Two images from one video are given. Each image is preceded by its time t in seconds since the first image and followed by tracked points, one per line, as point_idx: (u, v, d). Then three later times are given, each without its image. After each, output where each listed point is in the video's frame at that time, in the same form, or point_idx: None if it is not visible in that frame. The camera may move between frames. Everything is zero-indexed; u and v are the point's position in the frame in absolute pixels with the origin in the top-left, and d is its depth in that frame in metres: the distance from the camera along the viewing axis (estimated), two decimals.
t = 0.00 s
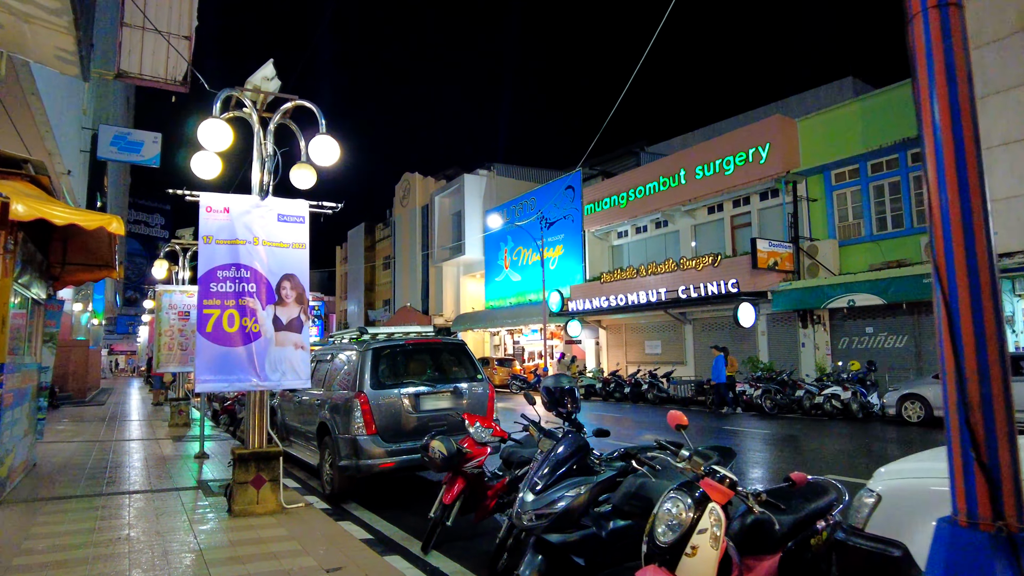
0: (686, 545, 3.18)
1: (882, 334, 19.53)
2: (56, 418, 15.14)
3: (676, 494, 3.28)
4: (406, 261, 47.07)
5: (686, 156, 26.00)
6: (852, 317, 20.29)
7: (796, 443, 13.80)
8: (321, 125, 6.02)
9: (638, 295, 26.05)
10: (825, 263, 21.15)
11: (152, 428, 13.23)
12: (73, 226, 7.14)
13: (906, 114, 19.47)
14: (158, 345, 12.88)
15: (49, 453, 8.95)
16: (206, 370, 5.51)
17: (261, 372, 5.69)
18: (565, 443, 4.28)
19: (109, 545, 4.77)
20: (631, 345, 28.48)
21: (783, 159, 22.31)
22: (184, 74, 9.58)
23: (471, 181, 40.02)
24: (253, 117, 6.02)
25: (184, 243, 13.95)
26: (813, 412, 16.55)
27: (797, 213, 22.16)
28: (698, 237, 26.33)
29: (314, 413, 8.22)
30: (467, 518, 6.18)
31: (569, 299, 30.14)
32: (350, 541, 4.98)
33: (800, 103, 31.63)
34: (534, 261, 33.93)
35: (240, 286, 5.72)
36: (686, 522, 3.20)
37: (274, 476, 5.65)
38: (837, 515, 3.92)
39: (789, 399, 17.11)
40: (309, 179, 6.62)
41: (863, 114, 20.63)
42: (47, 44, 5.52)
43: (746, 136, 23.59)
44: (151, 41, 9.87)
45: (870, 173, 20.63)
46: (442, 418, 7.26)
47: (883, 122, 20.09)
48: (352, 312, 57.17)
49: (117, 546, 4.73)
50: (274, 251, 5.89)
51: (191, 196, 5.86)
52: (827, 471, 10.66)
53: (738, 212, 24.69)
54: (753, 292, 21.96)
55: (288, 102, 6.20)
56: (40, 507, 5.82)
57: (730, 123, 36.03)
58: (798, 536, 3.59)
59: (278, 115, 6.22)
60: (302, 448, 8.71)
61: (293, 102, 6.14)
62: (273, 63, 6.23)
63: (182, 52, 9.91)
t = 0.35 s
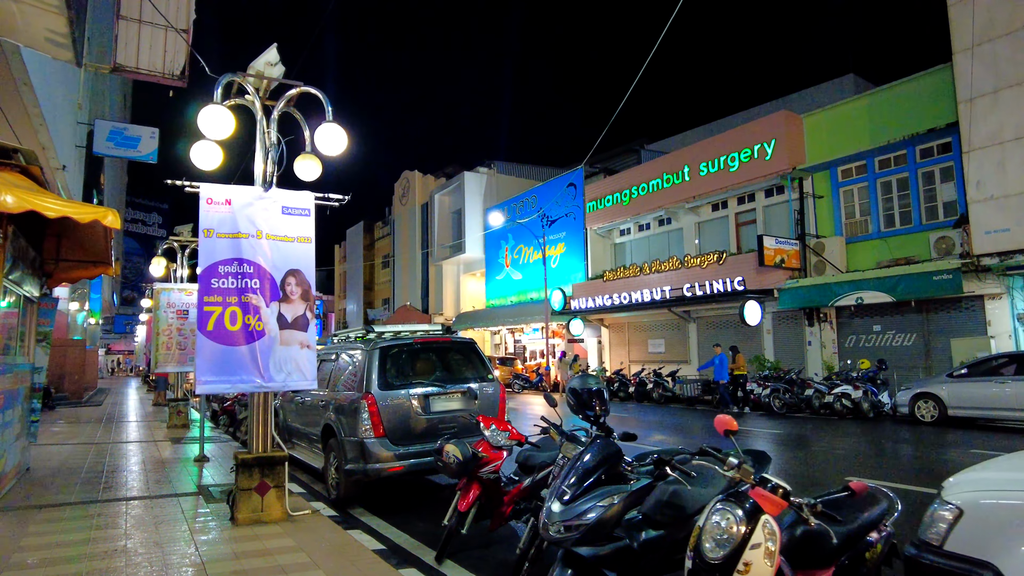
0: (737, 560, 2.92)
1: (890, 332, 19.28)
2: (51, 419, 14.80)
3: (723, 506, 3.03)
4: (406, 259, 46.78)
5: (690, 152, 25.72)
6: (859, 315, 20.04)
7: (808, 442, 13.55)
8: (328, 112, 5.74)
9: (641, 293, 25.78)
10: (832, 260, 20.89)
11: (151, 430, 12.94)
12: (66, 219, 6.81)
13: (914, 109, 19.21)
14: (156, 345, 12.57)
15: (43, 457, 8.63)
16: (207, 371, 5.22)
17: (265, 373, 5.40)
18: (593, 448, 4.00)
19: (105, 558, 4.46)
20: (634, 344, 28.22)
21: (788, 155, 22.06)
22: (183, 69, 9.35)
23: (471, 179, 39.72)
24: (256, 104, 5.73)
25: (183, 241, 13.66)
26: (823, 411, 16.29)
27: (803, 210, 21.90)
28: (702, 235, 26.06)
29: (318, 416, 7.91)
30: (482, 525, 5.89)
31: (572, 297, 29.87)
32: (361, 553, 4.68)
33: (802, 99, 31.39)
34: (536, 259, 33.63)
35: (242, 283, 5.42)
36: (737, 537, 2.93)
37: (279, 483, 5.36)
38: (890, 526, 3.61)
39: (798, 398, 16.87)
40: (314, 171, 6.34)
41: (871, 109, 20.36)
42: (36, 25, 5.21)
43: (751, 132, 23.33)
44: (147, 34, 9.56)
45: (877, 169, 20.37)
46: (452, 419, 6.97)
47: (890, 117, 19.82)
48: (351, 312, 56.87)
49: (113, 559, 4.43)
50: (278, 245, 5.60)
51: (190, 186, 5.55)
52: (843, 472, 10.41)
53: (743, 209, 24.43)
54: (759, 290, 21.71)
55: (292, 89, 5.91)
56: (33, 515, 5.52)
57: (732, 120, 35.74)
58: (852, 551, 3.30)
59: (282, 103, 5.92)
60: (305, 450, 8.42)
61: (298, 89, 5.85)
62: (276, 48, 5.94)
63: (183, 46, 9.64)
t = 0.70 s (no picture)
0: None
1: (899, 331, 19.03)
2: (50, 420, 14.52)
3: (783, 518, 2.78)
4: (407, 259, 46.51)
5: (695, 150, 25.48)
6: (868, 314, 19.79)
7: (821, 442, 13.29)
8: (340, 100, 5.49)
9: (646, 293, 25.53)
10: (840, 259, 20.64)
11: (151, 431, 12.67)
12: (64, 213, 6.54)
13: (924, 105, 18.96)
14: (157, 344, 12.29)
15: (42, 460, 8.35)
16: (214, 371, 4.95)
17: (274, 373, 5.13)
18: (629, 453, 3.75)
19: (107, 570, 4.18)
20: (639, 344, 27.96)
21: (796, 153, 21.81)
22: (183, 64, 9.16)
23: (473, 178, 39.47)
24: (264, 91, 5.47)
25: (184, 238, 13.40)
26: (835, 412, 16.04)
27: (812, 208, 21.65)
28: (708, 234, 25.81)
29: (325, 417, 7.64)
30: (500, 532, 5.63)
31: (576, 297, 29.63)
32: (378, 564, 4.41)
33: (806, 98, 31.17)
34: (539, 258, 33.37)
35: (251, 278, 5.15)
36: (800, 552, 2.69)
37: (289, 488, 5.10)
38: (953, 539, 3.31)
39: (809, 398, 16.63)
40: (324, 162, 6.08)
41: (880, 106, 20.12)
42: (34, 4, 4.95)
43: (759, 129, 23.08)
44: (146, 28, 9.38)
45: (887, 166, 20.13)
46: (466, 420, 6.72)
47: (900, 113, 19.56)
48: (352, 312, 56.59)
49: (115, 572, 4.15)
50: (288, 240, 5.34)
51: (195, 177, 5.29)
52: (861, 474, 10.16)
53: (749, 208, 24.20)
54: (767, 289, 21.47)
55: (302, 75, 5.65)
56: (30, 523, 5.24)
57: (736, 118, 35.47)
58: (917, 566, 3.03)
59: (292, 90, 5.66)
60: (312, 453, 8.16)
61: (309, 76, 5.59)
62: (286, 33, 5.68)
63: (182, 41, 9.46)
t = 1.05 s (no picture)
0: None
1: (906, 331, 18.84)
2: (46, 422, 14.26)
3: (844, 529, 2.60)
4: (407, 258, 46.26)
5: (699, 148, 25.27)
6: (874, 314, 19.59)
7: (831, 442, 13.09)
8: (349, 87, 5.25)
9: (649, 292, 25.33)
10: (846, 257, 20.45)
11: (150, 433, 12.42)
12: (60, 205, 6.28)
13: (932, 103, 18.78)
14: (156, 344, 12.07)
15: (38, 463, 8.10)
16: (217, 371, 4.70)
17: (281, 373, 4.89)
18: (663, 455, 3.53)
19: None
20: (641, 344, 27.76)
21: (801, 150, 21.62)
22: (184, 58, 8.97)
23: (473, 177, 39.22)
24: (270, 78, 5.23)
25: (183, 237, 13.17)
26: (844, 412, 15.83)
27: (817, 206, 21.46)
28: (711, 232, 25.62)
29: (330, 418, 7.39)
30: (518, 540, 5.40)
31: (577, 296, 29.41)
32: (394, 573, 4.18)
33: (808, 96, 31.00)
34: (540, 257, 33.15)
35: (256, 272, 4.91)
36: (865, 567, 2.50)
37: (296, 493, 4.86)
38: None
39: (817, 398, 16.42)
40: (332, 153, 5.84)
41: (886, 103, 19.94)
42: None
43: (762, 127, 22.90)
44: (146, 23, 9.19)
45: (893, 164, 19.95)
46: (478, 422, 6.49)
47: (907, 111, 19.38)
48: (351, 312, 56.32)
49: None
50: (295, 233, 5.10)
51: (196, 167, 5.05)
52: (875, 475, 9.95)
53: (753, 206, 24.03)
54: (772, 288, 21.29)
55: (309, 61, 5.41)
56: (24, 530, 4.99)
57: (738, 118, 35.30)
58: None
59: (299, 77, 5.41)
60: (316, 455, 7.92)
61: (316, 62, 5.34)
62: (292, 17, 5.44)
63: (184, 34, 9.27)
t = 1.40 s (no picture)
0: None
1: (915, 328, 18.55)
2: (39, 422, 13.92)
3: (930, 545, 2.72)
4: (406, 256, 45.92)
5: (703, 143, 24.96)
6: (882, 311, 19.30)
7: (845, 441, 12.80)
8: (357, 68, 4.94)
9: (652, 289, 25.04)
10: (854, 254, 20.16)
11: (146, 434, 12.09)
12: (49, 194, 5.92)
13: (942, 96, 18.49)
14: (152, 342, 11.75)
15: (29, 466, 7.78)
16: (216, 370, 4.38)
17: (284, 373, 4.57)
18: (709, 463, 3.24)
19: None
20: (644, 341, 27.47)
21: (807, 145, 21.31)
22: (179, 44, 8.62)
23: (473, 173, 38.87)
24: (273, 57, 4.90)
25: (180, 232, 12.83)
26: (855, 411, 15.54)
27: (824, 202, 21.18)
28: (715, 228, 25.33)
29: (334, 419, 7.06)
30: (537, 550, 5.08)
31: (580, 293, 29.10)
32: None
33: (810, 92, 30.76)
34: (541, 255, 32.83)
35: (257, 265, 4.58)
36: None
37: (301, 502, 4.54)
38: None
39: (827, 397, 16.14)
40: (337, 140, 5.52)
41: (895, 97, 19.65)
42: None
43: (768, 122, 22.59)
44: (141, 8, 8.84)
45: (901, 159, 19.68)
46: (491, 423, 6.17)
47: (916, 105, 19.08)
48: (350, 310, 56.01)
49: None
50: (299, 223, 4.77)
51: (194, 152, 4.71)
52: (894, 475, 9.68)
53: (759, 202, 23.75)
54: (778, 284, 21.01)
55: (313, 41, 5.08)
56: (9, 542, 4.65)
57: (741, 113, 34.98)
58: None
59: (303, 57, 5.08)
60: (319, 458, 7.59)
61: (322, 41, 5.02)
62: None
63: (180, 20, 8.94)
